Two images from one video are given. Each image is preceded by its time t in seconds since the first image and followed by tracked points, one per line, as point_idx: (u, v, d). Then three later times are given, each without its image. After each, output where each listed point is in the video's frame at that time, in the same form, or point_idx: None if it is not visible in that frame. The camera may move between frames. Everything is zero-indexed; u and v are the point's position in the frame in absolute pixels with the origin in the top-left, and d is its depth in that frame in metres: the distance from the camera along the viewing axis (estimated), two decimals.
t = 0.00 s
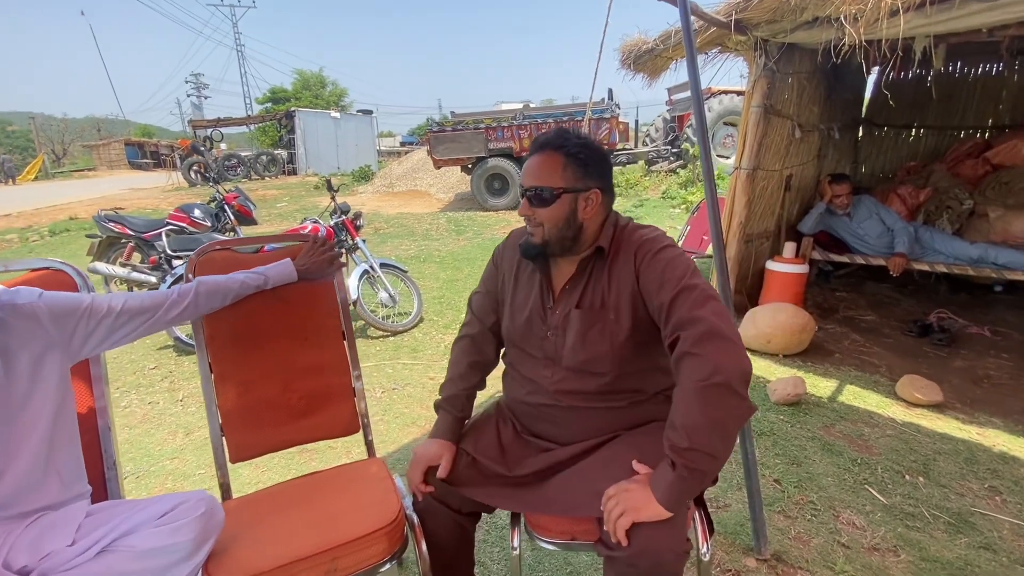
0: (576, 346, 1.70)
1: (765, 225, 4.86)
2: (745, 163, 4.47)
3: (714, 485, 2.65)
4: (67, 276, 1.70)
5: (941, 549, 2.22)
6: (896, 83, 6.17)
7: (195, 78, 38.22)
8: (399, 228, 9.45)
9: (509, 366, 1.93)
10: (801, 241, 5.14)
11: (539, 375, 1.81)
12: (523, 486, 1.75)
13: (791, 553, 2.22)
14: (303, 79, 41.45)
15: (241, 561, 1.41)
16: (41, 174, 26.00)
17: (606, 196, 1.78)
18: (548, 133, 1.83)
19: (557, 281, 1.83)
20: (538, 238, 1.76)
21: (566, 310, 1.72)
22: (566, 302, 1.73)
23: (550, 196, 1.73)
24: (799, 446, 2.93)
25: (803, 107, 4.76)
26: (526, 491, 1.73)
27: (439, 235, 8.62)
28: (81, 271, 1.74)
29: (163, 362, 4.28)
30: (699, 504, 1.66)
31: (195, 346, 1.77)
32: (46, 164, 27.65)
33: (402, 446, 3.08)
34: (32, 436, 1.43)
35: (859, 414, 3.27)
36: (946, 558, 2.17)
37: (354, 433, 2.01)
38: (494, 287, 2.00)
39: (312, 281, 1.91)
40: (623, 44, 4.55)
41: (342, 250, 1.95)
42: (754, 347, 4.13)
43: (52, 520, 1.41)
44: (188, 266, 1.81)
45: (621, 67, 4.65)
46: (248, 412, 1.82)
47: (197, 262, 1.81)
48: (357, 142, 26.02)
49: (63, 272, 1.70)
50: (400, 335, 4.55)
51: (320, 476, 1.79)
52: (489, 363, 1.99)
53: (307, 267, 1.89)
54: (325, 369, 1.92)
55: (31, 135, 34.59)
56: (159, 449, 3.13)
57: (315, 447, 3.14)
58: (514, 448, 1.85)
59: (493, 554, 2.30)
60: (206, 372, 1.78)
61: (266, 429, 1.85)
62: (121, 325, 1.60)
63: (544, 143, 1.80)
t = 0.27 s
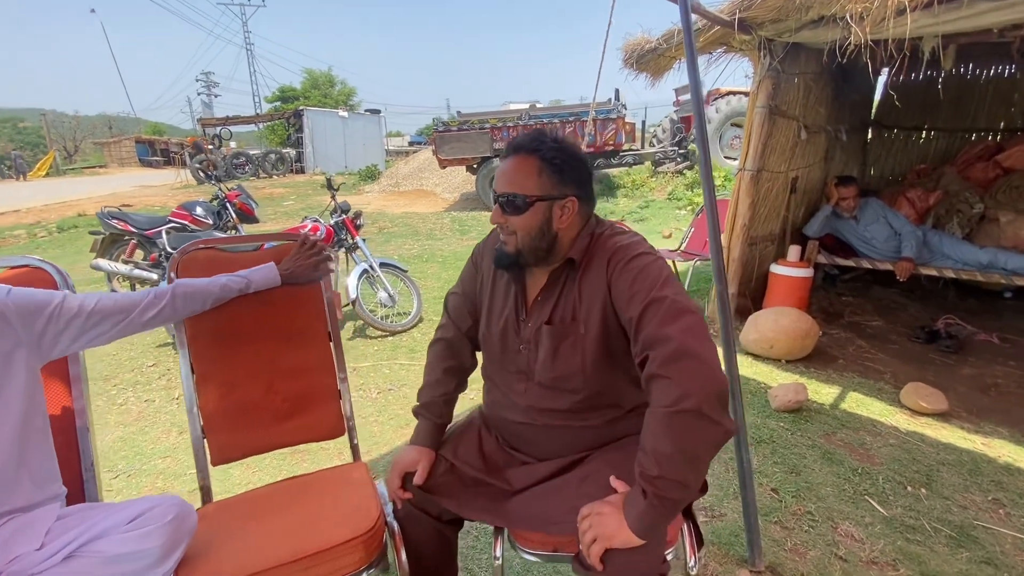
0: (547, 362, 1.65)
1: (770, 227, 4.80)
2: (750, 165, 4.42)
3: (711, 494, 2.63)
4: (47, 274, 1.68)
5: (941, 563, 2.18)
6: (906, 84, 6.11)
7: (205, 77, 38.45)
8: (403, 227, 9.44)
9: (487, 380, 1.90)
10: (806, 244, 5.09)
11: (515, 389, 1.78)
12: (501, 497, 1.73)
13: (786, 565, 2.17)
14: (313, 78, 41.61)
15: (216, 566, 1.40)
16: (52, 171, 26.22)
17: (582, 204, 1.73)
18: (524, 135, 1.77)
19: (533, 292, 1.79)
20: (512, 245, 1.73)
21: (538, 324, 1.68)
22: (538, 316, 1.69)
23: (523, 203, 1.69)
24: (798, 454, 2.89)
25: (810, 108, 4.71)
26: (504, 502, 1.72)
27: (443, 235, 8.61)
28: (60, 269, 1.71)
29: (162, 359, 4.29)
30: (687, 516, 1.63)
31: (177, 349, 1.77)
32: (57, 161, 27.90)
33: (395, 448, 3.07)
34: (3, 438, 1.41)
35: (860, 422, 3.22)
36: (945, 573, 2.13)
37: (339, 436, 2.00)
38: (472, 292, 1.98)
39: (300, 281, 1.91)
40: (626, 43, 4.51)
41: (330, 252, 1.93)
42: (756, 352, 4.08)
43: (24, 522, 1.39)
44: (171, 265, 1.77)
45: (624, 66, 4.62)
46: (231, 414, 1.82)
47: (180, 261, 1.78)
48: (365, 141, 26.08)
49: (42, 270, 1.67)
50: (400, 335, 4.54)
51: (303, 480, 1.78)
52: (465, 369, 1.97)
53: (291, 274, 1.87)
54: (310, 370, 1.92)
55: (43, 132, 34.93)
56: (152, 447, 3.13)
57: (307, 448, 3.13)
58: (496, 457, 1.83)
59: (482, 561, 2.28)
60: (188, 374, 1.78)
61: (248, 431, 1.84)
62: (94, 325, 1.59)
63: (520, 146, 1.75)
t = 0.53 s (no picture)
0: (539, 365, 1.64)
1: (776, 227, 4.76)
2: (756, 164, 4.38)
3: (713, 498, 2.62)
4: (37, 269, 1.66)
5: (947, 571, 2.14)
6: (917, 83, 6.03)
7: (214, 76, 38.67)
8: (408, 226, 9.46)
9: (480, 382, 1.88)
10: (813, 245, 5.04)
11: (508, 392, 1.76)
12: (495, 501, 1.71)
13: (789, 572, 2.14)
14: (320, 77, 41.77)
15: (207, 567, 1.39)
16: (63, 168, 26.43)
17: (580, 202, 1.72)
18: (515, 131, 1.75)
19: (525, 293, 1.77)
20: (511, 249, 1.68)
21: (530, 327, 1.66)
22: (530, 318, 1.67)
23: (521, 203, 1.66)
24: (803, 459, 2.86)
25: (818, 106, 4.66)
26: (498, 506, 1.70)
27: (448, 233, 8.61)
28: (51, 263, 1.69)
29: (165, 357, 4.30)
30: (686, 521, 1.60)
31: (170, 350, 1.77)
32: (68, 158, 28.15)
33: (394, 448, 3.07)
34: None
35: (866, 426, 3.18)
36: None
37: (334, 436, 2.01)
38: (464, 293, 1.98)
39: (299, 280, 1.91)
40: (632, 40, 4.49)
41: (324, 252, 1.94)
42: (762, 353, 4.04)
43: (9, 519, 1.36)
44: (165, 261, 1.75)
45: (629, 64, 4.60)
46: (224, 411, 1.83)
47: (174, 258, 1.76)
48: (372, 140, 26.15)
49: (31, 265, 1.66)
50: (402, 334, 4.53)
51: (296, 480, 1.78)
52: (457, 369, 1.97)
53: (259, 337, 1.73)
54: (305, 368, 1.93)
55: (54, 130, 35.25)
56: (152, 444, 3.16)
57: (306, 447, 3.14)
58: (490, 460, 1.82)
59: (478, 565, 2.27)
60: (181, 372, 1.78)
61: (242, 429, 1.86)
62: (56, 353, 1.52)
63: (513, 142, 1.72)
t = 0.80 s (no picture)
0: (541, 361, 1.62)
1: (779, 225, 4.73)
2: (759, 161, 4.35)
3: (715, 498, 2.60)
4: (29, 266, 1.64)
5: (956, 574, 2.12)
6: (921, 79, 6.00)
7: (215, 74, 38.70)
8: (409, 224, 9.44)
9: (481, 379, 1.86)
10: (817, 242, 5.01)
11: (510, 390, 1.74)
12: (494, 501, 1.69)
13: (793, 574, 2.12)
14: (322, 75, 41.79)
15: (200, 569, 1.38)
16: (66, 167, 26.47)
17: (580, 197, 1.70)
18: (516, 123, 1.73)
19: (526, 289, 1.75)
20: (506, 243, 1.68)
21: (532, 322, 1.64)
22: (531, 313, 1.65)
23: (516, 198, 1.65)
24: (807, 459, 2.83)
25: (822, 103, 4.63)
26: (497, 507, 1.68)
27: (449, 231, 8.60)
28: (43, 260, 1.68)
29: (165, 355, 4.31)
30: (689, 524, 1.58)
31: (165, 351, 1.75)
32: (70, 157, 28.20)
33: (394, 446, 3.06)
34: None
35: (871, 425, 3.16)
36: None
37: (331, 435, 2.00)
38: (463, 290, 1.97)
39: (296, 278, 1.89)
40: (634, 35, 4.46)
41: (320, 249, 1.92)
42: (765, 352, 4.02)
43: None
44: (157, 255, 1.74)
45: (631, 59, 4.58)
46: (219, 411, 1.82)
47: (167, 255, 1.75)
48: (373, 138, 26.15)
49: (22, 260, 1.64)
50: (403, 332, 4.52)
51: (291, 481, 1.77)
52: (456, 368, 1.95)
53: (197, 385, 1.55)
54: (301, 367, 1.91)
55: (57, 128, 35.35)
56: (149, 442, 3.19)
57: (304, 446, 3.13)
58: (489, 460, 1.80)
59: (478, 565, 2.26)
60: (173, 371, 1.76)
61: (237, 429, 1.84)
62: (28, 375, 1.48)
63: (510, 136, 1.71)
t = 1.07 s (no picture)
0: (545, 356, 1.61)
1: (777, 223, 4.73)
2: (757, 159, 4.34)
3: (715, 499, 2.59)
4: (17, 268, 1.63)
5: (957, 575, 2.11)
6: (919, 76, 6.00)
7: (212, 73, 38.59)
8: (407, 223, 9.42)
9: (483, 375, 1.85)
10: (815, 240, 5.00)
11: (511, 386, 1.73)
12: (490, 504, 1.68)
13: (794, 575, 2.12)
14: (318, 74, 41.69)
15: None
16: (62, 167, 26.36)
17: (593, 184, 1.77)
18: (527, 114, 1.73)
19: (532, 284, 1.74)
20: (539, 236, 1.66)
21: (538, 316, 1.63)
22: (538, 307, 1.64)
23: (555, 186, 1.66)
24: (807, 458, 2.83)
25: (820, 100, 4.62)
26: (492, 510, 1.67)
27: (446, 230, 8.58)
28: (31, 262, 1.66)
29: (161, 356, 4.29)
30: (689, 526, 1.57)
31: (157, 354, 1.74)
32: (66, 157, 28.08)
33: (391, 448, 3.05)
34: None
35: (870, 423, 3.16)
36: None
37: (326, 438, 1.99)
38: (464, 287, 1.96)
39: (287, 280, 1.88)
40: (631, 33, 4.45)
41: (313, 250, 1.91)
42: (763, 351, 4.02)
43: None
44: (148, 258, 1.73)
45: (628, 57, 4.57)
46: (212, 415, 1.80)
47: (158, 256, 1.73)
48: (370, 137, 26.09)
49: (11, 263, 1.63)
50: (401, 332, 4.51)
51: (285, 485, 1.76)
52: (454, 370, 1.94)
53: (166, 355, 1.49)
54: (294, 370, 1.90)
55: (53, 128, 35.21)
56: (145, 445, 3.17)
57: (301, 447, 3.12)
58: (486, 461, 1.79)
59: (476, 568, 2.26)
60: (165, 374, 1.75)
61: (230, 433, 1.83)
62: (13, 376, 1.45)
63: (523, 126, 1.71)
